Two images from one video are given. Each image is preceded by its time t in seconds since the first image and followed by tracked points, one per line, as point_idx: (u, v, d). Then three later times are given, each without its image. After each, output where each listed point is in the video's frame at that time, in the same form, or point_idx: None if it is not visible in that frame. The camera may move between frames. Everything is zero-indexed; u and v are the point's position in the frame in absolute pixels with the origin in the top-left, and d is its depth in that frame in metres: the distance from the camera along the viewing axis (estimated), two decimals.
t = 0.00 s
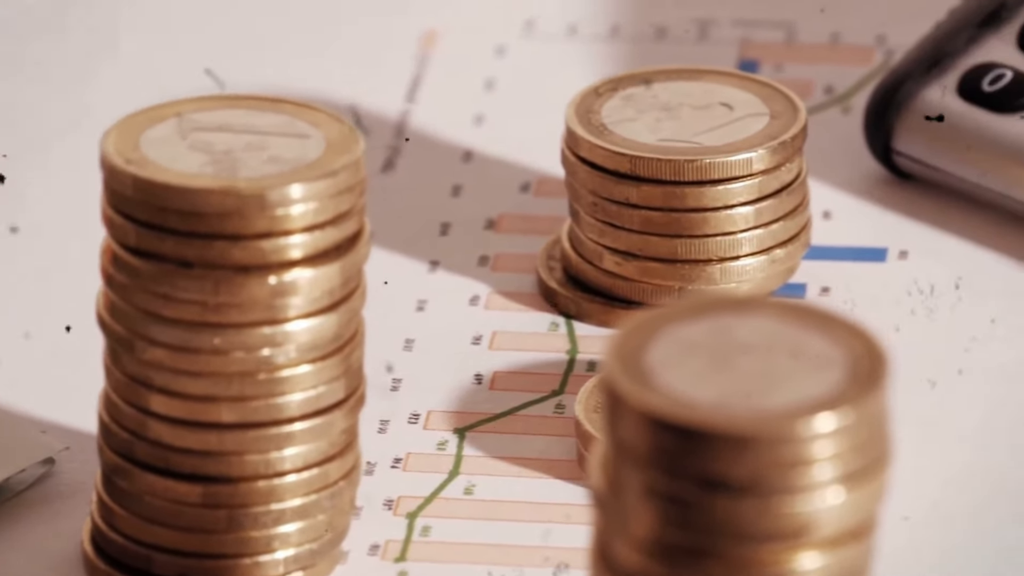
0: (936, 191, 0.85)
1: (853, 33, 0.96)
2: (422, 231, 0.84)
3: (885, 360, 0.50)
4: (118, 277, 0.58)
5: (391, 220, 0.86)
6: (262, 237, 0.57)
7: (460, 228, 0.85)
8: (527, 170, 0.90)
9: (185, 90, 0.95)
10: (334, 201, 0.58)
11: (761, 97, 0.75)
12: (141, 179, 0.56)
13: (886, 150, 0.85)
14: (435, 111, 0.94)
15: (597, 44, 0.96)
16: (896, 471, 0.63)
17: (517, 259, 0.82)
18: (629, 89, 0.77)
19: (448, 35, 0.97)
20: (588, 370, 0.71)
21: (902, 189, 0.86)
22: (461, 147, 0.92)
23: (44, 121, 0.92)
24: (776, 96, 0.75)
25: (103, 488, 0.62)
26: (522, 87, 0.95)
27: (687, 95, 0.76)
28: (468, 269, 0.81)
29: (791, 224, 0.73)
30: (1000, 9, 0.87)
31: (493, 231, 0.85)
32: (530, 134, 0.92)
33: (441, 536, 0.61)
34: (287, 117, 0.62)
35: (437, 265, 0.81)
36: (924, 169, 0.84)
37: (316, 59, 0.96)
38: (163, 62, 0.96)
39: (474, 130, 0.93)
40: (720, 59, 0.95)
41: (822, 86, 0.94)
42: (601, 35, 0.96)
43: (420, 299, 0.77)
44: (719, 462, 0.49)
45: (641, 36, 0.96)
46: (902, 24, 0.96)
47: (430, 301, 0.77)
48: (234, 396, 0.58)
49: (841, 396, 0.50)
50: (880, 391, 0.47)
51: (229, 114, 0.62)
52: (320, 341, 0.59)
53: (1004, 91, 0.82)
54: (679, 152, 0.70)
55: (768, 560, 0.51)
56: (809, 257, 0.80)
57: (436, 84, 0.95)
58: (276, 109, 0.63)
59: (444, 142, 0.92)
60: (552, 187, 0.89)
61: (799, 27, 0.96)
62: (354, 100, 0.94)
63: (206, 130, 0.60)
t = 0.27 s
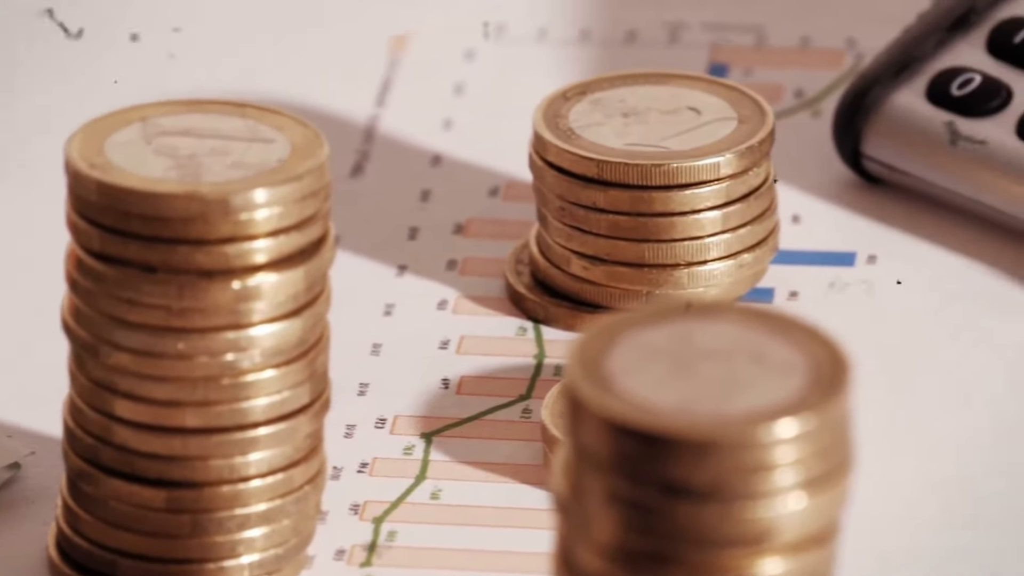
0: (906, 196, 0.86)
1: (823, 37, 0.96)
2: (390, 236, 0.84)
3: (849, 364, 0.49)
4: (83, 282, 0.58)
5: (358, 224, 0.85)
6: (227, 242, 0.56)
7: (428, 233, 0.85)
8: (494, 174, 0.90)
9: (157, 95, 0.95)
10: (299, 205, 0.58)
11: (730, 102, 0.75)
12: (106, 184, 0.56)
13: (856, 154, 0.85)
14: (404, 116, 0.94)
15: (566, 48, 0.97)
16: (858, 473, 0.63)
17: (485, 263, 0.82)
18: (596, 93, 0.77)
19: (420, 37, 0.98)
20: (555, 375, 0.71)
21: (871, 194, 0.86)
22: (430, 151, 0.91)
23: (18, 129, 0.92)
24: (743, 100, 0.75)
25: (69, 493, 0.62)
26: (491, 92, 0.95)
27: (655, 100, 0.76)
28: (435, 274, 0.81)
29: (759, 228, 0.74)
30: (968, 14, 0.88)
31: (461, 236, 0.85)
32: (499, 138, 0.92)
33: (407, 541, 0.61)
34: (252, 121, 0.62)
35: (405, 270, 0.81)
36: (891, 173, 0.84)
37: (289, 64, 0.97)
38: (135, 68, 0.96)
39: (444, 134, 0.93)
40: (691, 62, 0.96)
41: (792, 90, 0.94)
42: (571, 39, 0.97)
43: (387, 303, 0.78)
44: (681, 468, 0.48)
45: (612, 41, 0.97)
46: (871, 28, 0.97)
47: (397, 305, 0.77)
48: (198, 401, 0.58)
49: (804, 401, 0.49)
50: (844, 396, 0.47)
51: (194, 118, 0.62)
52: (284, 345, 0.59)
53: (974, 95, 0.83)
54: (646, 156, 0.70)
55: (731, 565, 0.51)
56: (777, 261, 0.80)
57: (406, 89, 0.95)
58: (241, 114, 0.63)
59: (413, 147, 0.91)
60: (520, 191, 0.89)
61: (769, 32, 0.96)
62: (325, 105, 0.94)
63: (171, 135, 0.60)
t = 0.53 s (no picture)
0: (868, 200, 0.85)
1: (788, 42, 0.96)
2: (352, 241, 0.84)
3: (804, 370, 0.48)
4: (40, 288, 0.58)
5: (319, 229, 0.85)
6: (184, 247, 0.56)
7: (390, 239, 0.85)
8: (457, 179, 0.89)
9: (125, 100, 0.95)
10: (257, 211, 0.58)
11: (693, 107, 0.75)
12: (62, 190, 0.56)
13: (818, 159, 0.85)
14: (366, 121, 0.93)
15: (528, 54, 0.96)
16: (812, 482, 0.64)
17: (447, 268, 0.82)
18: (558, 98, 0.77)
19: (383, 43, 0.98)
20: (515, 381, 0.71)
21: (833, 198, 0.86)
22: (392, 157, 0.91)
23: None
24: (705, 105, 0.75)
25: (26, 500, 0.61)
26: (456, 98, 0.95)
27: (617, 104, 0.76)
28: (397, 279, 0.81)
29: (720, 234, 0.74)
30: (931, 20, 0.88)
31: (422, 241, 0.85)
32: (461, 142, 0.92)
33: (364, 547, 0.61)
34: (211, 127, 0.62)
35: (367, 275, 0.81)
36: (855, 177, 0.84)
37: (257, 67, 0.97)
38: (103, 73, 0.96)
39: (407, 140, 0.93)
40: (656, 67, 0.95)
41: (757, 94, 0.94)
42: (535, 45, 0.97)
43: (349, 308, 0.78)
44: (635, 475, 0.47)
45: (577, 46, 0.97)
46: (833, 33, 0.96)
47: (359, 311, 0.77)
48: (155, 407, 0.58)
49: (759, 407, 0.48)
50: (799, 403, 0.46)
51: (151, 124, 0.62)
52: (241, 351, 0.59)
53: (937, 100, 0.82)
54: (608, 161, 0.70)
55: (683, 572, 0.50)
56: (739, 266, 0.80)
57: (370, 94, 0.95)
58: (199, 119, 0.63)
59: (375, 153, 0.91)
60: (483, 198, 0.88)
61: (735, 36, 0.96)
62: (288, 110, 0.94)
63: (128, 140, 0.60)
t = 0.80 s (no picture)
0: (843, 203, 0.85)
1: (763, 44, 0.97)
2: (323, 245, 0.84)
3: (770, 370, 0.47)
4: (10, 292, 0.58)
5: (293, 232, 0.85)
6: (153, 251, 0.56)
7: (363, 242, 0.85)
8: (431, 182, 0.89)
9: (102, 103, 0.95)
10: (226, 215, 0.57)
11: (665, 110, 0.76)
12: (31, 193, 0.56)
13: (792, 162, 0.85)
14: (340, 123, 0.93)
15: (504, 56, 0.97)
16: (780, 485, 0.64)
17: (420, 272, 0.81)
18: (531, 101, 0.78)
19: (357, 46, 0.99)
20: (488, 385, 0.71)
21: (807, 202, 0.86)
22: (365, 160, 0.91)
23: None
24: (676, 109, 0.76)
25: None
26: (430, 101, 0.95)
27: (590, 108, 0.77)
28: (369, 282, 0.80)
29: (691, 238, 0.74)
30: (906, 23, 0.88)
31: (395, 245, 0.84)
32: (436, 144, 0.92)
33: (334, 551, 0.61)
34: (182, 130, 0.62)
35: (339, 278, 0.81)
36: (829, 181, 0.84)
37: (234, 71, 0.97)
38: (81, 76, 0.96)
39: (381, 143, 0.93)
40: (630, 70, 0.96)
41: (731, 98, 0.94)
42: (510, 47, 0.97)
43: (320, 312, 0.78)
44: (600, 479, 0.46)
45: (551, 48, 0.97)
46: (811, 35, 0.97)
47: (331, 314, 0.77)
48: (124, 411, 0.58)
49: (726, 408, 0.47)
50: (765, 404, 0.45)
51: (120, 127, 0.62)
52: (211, 355, 0.59)
53: (910, 103, 0.83)
54: (580, 165, 0.71)
55: None
56: (712, 270, 0.80)
57: (344, 97, 0.95)
58: (169, 123, 0.63)
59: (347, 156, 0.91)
60: (456, 201, 0.88)
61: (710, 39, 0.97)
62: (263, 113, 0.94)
63: (97, 144, 0.60)
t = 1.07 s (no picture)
0: (823, 206, 0.85)
1: (741, 47, 0.98)
2: (301, 248, 0.84)
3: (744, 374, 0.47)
4: None
5: (274, 234, 0.85)
6: (128, 254, 0.56)
7: (341, 244, 0.85)
8: (410, 184, 0.89)
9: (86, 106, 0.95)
10: (202, 218, 0.57)
11: (642, 113, 0.76)
12: (6, 197, 0.56)
13: (771, 166, 0.85)
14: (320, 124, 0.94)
15: (488, 57, 0.98)
16: (757, 487, 0.64)
17: (399, 274, 0.81)
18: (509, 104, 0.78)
19: (337, 49, 0.99)
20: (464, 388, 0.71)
21: (787, 205, 0.86)
22: (345, 162, 0.91)
23: None
24: (654, 111, 0.77)
25: None
26: (410, 101, 0.96)
27: (568, 111, 0.77)
28: (348, 285, 0.80)
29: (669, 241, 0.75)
30: (885, 25, 0.88)
31: (374, 247, 0.84)
32: (417, 146, 0.93)
33: (311, 554, 0.61)
34: (158, 133, 0.62)
35: (317, 281, 0.81)
36: (809, 185, 0.84)
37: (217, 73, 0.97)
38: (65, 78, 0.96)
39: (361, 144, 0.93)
40: (609, 72, 0.97)
41: (710, 100, 0.94)
42: (492, 48, 0.98)
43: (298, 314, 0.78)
44: (573, 483, 0.46)
45: (532, 51, 0.98)
46: (790, 39, 0.98)
47: (308, 317, 0.77)
48: (99, 414, 0.58)
49: (700, 412, 0.47)
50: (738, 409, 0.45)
51: (96, 130, 0.62)
52: (187, 358, 0.58)
53: (889, 105, 0.83)
54: (557, 168, 0.71)
55: None
56: (690, 273, 0.80)
57: (324, 98, 0.96)
58: (145, 125, 0.63)
59: (325, 159, 0.91)
60: (435, 204, 0.88)
61: (689, 42, 0.98)
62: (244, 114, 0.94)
63: (74, 147, 0.60)
